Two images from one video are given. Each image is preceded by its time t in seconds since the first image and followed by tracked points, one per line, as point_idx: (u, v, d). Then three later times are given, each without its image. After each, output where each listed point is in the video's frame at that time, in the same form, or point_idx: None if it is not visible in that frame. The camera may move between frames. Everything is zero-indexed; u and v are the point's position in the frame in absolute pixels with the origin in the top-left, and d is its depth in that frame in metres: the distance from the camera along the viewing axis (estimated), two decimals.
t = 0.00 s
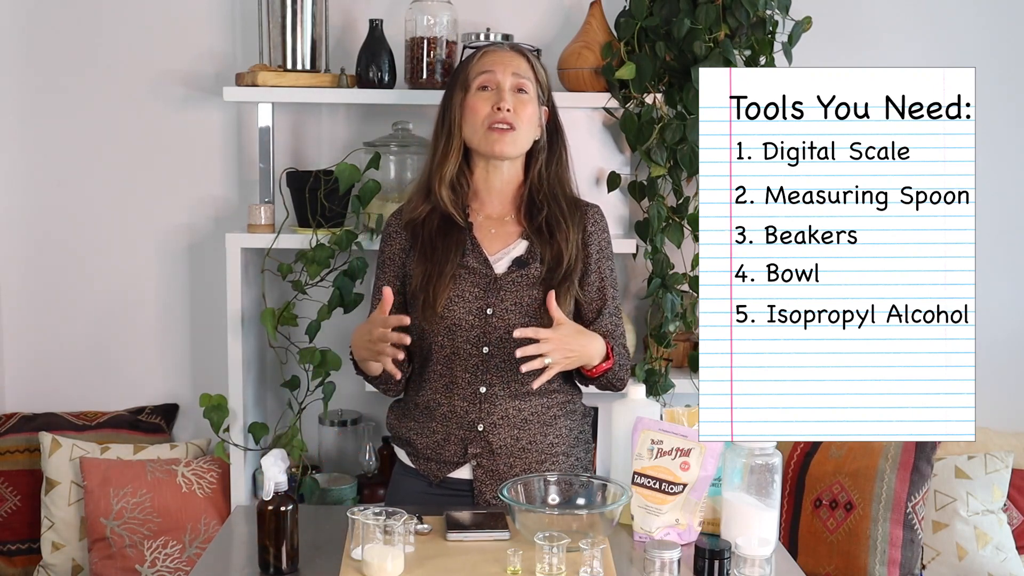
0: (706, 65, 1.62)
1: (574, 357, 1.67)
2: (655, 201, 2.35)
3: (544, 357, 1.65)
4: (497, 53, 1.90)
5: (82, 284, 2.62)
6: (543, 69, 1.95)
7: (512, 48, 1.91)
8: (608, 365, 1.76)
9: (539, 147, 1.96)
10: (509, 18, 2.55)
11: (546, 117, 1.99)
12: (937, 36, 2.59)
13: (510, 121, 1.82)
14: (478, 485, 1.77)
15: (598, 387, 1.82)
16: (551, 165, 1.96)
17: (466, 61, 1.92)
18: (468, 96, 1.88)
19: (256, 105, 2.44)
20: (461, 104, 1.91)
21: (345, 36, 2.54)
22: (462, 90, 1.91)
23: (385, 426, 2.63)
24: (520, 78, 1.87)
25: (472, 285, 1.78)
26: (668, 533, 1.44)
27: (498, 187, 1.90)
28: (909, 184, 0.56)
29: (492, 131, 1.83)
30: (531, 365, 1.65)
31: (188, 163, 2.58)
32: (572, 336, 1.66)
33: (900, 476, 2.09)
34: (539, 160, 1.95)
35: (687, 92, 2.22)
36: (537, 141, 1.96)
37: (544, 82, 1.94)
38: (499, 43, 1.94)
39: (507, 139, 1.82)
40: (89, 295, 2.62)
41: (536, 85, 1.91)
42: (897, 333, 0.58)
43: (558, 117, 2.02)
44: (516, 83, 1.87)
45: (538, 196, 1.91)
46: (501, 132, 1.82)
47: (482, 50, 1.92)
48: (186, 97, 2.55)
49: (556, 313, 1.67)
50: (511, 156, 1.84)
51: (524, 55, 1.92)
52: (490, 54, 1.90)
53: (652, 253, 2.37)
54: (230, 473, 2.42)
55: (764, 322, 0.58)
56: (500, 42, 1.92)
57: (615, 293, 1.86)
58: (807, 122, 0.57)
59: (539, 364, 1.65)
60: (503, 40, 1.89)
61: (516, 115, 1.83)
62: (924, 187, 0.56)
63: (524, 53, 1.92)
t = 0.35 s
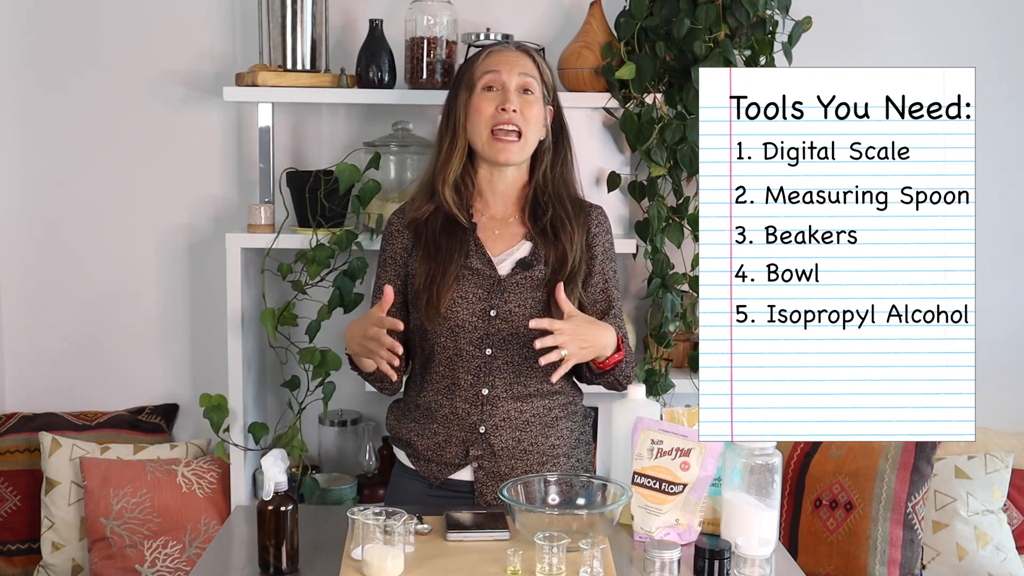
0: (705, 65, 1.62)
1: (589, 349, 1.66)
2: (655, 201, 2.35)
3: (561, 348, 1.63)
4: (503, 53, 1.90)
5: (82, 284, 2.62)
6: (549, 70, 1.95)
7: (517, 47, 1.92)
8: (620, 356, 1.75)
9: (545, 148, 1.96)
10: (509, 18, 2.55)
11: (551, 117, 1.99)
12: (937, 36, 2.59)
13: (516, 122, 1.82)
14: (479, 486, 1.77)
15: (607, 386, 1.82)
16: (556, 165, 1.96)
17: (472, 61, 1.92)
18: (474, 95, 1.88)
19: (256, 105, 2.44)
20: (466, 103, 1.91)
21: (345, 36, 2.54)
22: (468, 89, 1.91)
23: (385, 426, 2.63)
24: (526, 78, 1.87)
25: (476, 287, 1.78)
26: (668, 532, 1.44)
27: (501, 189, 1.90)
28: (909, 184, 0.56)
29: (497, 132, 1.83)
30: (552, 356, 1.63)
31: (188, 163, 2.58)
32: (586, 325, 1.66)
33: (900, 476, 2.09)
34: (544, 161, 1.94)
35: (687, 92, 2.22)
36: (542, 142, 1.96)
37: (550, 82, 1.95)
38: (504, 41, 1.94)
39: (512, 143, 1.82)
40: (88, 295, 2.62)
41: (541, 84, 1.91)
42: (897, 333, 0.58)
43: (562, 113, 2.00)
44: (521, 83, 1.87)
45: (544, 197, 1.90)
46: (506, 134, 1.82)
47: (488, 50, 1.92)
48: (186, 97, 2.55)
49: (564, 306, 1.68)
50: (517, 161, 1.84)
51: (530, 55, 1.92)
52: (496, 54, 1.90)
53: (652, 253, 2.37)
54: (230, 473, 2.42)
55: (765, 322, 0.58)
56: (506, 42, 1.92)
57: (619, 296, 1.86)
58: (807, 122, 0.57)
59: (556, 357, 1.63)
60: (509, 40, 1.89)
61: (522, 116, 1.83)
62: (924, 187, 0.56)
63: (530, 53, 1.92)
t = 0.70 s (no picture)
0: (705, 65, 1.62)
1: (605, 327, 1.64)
2: (655, 201, 2.35)
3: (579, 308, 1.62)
4: (502, 55, 1.89)
5: (83, 284, 2.62)
6: (549, 69, 1.93)
7: (516, 48, 1.90)
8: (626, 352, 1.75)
9: (546, 148, 1.96)
10: (509, 18, 2.55)
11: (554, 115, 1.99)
12: (936, 36, 2.59)
13: (513, 129, 1.81)
14: (479, 487, 1.77)
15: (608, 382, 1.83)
16: (558, 164, 1.97)
17: (471, 60, 1.90)
18: (472, 98, 1.88)
19: (256, 105, 2.44)
20: (466, 104, 1.90)
21: (345, 35, 2.54)
22: (468, 89, 1.90)
23: (386, 426, 2.63)
24: (524, 81, 1.86)
25: (477, 290, 1.78)
26: (668, 532, 1.44)
27: (502, 192, 1.89)
28: (909, 184, 0.56)
29: (496, 138, 1.82)
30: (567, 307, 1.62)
31: (188, 163, 2.58)
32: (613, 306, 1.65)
33: (901, 476, 2.09)
34: (546, 161, 1.94)
35: (687, 92, 2.22)
36: (544, 141, 1.96)
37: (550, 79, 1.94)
38: (502, 39, 1.92)
39: (511, 147, 1.82)
40: (89, 295, 2.62)
41: (541, 84, 1.89)
42: (897, 333, 0.58)
43: (565, 107, 2.00)
44: (520, 86, 1.86)
45: (544, 198, 1.90)
46: (504, 140, 1.82)
47: (486, 50, 1.90)
48: (186, 97, 2.55)
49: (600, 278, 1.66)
50: (513, 164, 1.84)
51: (529, 55, 1.90)
52: (494, 55, 1.89)
53: (652, 253, 2.37)
54: (230, 473, 2.42)
55: (764, 322, 0.58)
56: (504, 42, 1.90)
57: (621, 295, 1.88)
58: (807, 122, 0.57)
59: (572, 311, 1.62)
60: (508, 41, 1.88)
61: (521, 122, 1.82)
62: (924, 187, 0.56)
63: (528, 52, 1.90)
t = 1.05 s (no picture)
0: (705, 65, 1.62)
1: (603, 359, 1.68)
2: (655, 201, 2.35)
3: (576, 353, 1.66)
4: (498, 62, 1.87)
5: (82, 283, 2.62)
6: (546, 72, 1.91)
7: (512, 56, 1.88)
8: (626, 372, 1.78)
9: (545, 151, 1.94)
10: (509, 18, 2.55)
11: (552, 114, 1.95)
12: (936, 36, 2.59)
13: (509, 141, 1.81)
14: (479, 489, 1.77)
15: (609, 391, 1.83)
16: (556, 167, 1.95)
17: (468, 63, 1.89)
18: (469, 106, 1.86)
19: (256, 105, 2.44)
20: (463, 109, 1.89)
21: (345, 35, 2.54)
22: (465, 93, 1.89)
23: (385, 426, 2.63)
24: (520, 89, 1.84)
25: (476, 293, 1.79)
26: (668, 533, 1.44)
27: (501, 196, 1.90)
28: (909, 183, 0.56)
29: (491, 151, 1.82)
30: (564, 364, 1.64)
31: (188, 163, 2.58)
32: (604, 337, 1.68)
33: (901, 476, 2.09)
34: (544, 162, 1.94)
35: (687, 92, 2.22)
36: (542, 144, 1.94)
37: (546, 82, 1.91)
38: (497, 43, 1.90)
39: (506, 159, 1.82)
40: (89, 295, 2.62)
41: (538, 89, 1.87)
42: (897, 334, 0.58)
43: (565, 108, 1.97)
44: (515, 95, 1.84)
45: (542, 201, 1.90)
46: (500, 153, 1.82)
47: (481, 56, 1.88)
48: (186, 97, 2.55)
49: (587, 313, 1.69)
50: (509, 175, 1.84)
51: (525, 61, 1.88)
52: (490, 62, 1.87)
53: (652, 253, 2.37)
54: (230, 473, 2.42)
55: (764, 322, 0.58)
56: (499, 48, 1.88)
57: (621, 296, 1.88)
58: (807, 123, 0.57)
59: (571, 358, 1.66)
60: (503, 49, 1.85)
61: (516, 133, 1.82)
62: (924, 187, 0.56)
63: (525, 60, 1.88)
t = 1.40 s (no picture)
0: (706, 65, 1.62)
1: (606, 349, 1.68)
2: (655, 201, 2.35)
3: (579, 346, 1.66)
4: (491, 64, 1.86)
5: (82, 284, 2.62)
6: (540, 72, 1.90)
7: (505, 57, 1.87)
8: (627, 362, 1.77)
9: (541, 148, 1.94)
10: (509, 18, 2.55)
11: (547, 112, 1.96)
12: (936, 36, 2.59)
13: (506, 143, 1.81)
14: (478, 489, 1.77)
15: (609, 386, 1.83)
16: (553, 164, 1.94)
17: (463, 65, 1.89)
18: (464, 109, 1.86)
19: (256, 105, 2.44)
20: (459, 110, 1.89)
21: (345, 35, 2.54)
22: (461, 94, 1.90)
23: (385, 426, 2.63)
24: (514, 93, 1.84)
25: (474, 292, 1.78)
26: (668, 532, 1.44)
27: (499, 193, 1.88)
28: (909, 184, 0.56)
29: (488, 155, 1.82)
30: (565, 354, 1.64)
31: (188, 163, 2.58)
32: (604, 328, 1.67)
33: (900, 476, 2.09)
34: (540, 159, 1.93)
35: (688, 92, 2.22)
36: (538, 142, 1.95)
37: (540, 80, 1.90)
38: (491, 44, 1.90)
39: (504, 164, 1.82)
40: (88, 295, 2.62)
41: (533, 89, 1.87)
42: (897, 333, 0.58)
43: (561, 105, 1.98)
44: (510, 98, 1.83)
45: (539, 199, 1.89)
46: (497, 156, 1.82)
47: (475, 58, 1.88)
48: (186, 97, 2.55)
49: (585, 305, 1.69)
50: (506, 177, 1.84)
51: (520, 61, 1.87)
52: (484, 65, 1.86)
53: (652, 253, 2.37)
54: (230, 473, 2.42)
55: (764, 322, 0.58)
56: (492, 51, 1.87)
57: (620, 295, 1.88)
58: (807, 122, 0.57)
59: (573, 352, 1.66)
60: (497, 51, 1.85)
61: (513, 135, 1.81)
62: (924, 187, 0.56)
63: (519, 61, 1.87)
